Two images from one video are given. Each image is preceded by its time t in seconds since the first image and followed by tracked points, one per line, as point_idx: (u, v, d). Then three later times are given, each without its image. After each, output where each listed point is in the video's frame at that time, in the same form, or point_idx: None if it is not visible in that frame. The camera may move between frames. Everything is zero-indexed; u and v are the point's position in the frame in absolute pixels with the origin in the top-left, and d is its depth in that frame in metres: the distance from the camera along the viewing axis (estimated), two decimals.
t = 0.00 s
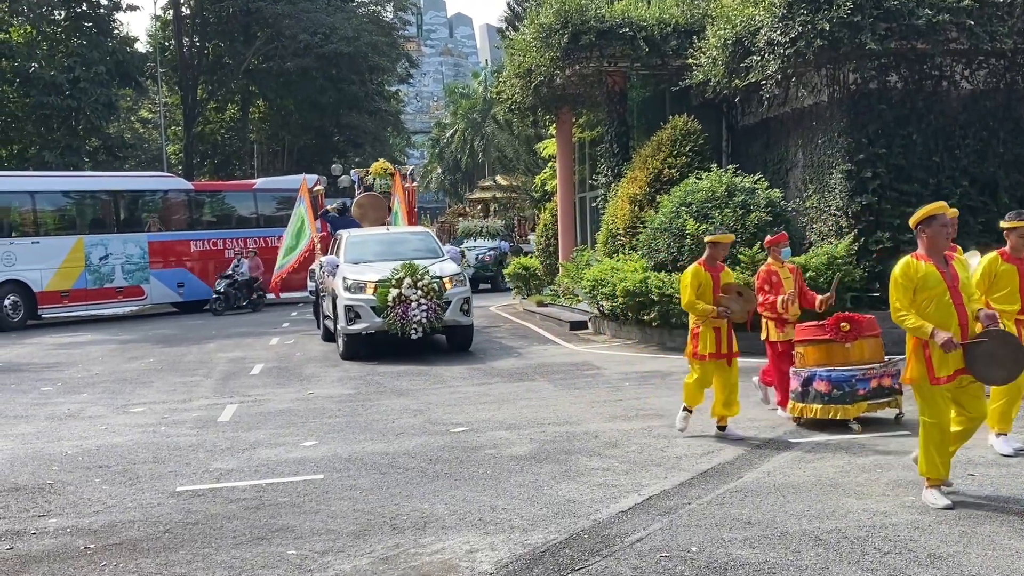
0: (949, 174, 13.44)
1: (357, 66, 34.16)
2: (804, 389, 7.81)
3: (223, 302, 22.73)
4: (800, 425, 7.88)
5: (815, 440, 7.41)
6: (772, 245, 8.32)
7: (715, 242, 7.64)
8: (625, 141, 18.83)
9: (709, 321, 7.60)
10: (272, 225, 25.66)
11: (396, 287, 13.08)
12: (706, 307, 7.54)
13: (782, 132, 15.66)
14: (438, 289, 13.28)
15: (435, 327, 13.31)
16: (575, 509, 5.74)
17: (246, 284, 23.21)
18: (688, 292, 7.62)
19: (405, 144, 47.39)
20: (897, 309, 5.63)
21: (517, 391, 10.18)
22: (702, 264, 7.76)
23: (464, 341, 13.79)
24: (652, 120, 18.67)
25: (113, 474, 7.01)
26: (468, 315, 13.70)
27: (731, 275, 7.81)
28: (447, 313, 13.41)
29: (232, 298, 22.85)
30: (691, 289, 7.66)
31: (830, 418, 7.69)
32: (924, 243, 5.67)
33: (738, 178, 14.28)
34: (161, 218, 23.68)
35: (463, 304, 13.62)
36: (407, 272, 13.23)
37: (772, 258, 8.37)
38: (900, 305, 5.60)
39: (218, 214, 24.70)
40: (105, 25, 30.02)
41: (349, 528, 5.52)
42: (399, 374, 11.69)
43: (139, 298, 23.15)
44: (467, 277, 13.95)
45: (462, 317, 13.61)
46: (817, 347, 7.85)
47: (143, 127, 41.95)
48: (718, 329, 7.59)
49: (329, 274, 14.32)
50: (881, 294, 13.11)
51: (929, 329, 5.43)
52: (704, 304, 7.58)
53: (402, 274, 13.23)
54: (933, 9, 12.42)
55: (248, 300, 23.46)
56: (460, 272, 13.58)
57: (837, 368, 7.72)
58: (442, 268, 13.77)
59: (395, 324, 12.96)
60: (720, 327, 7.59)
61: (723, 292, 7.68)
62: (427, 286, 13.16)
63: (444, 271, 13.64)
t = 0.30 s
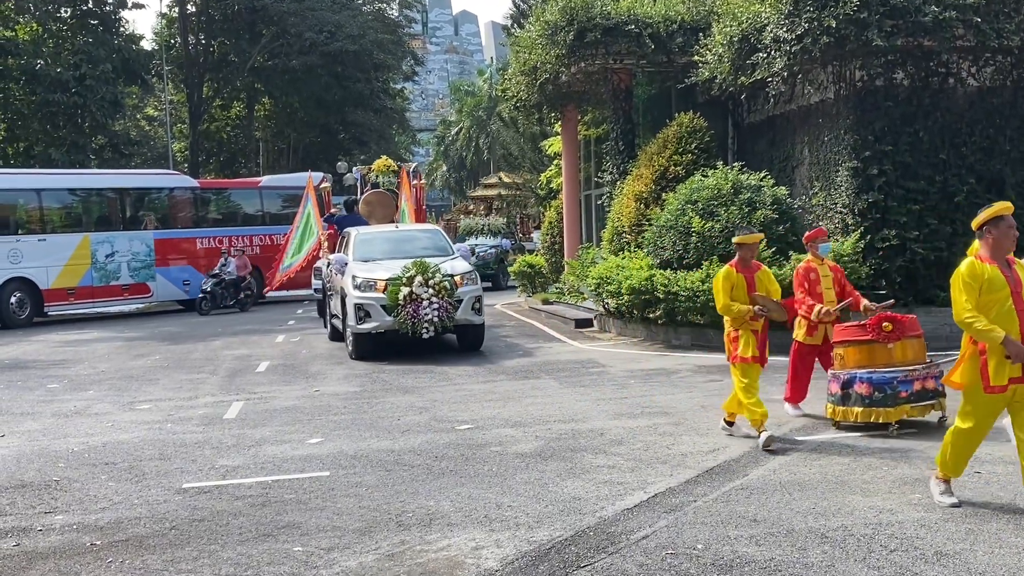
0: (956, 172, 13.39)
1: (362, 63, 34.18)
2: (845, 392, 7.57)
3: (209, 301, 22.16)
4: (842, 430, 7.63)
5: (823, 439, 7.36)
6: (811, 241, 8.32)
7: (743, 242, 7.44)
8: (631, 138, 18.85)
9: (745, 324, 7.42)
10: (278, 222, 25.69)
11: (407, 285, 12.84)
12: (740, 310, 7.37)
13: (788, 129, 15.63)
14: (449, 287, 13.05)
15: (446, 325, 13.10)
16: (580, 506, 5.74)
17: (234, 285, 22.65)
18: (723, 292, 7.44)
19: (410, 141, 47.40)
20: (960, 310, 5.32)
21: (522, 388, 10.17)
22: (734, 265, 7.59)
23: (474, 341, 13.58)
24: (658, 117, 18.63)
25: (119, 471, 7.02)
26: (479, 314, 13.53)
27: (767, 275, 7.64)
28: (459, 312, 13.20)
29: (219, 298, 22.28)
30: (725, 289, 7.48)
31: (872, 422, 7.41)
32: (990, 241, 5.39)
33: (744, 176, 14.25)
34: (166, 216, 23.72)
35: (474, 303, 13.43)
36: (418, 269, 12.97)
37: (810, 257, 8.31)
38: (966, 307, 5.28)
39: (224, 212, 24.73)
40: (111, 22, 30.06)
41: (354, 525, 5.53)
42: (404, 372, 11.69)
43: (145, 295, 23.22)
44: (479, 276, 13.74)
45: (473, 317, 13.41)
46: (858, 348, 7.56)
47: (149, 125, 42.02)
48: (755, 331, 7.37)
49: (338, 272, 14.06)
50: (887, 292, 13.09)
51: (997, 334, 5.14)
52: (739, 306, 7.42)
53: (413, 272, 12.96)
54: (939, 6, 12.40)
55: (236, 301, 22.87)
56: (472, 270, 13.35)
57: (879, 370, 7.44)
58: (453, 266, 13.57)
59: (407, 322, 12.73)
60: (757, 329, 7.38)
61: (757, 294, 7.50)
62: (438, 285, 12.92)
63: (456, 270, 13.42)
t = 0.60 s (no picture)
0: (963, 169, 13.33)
1: (367, 61, 34.16)
2: (882, 394, 7.29)
3: (197, 301, 21.75)
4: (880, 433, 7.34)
5: (835, 437, 7.29)
6: (853, 234, 7.94)
7: (779, 234, 7.00)
8: (637, 136, 18.77)
9: (784, 322, 7.04)
10: (284, 220, 25.72)
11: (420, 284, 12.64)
12: (780, 308, 6.98)
13: (794, 126, 15.59)
14: (463, 286, 12.83)
15: (459, 325, 12.85)
16: (586, 504, 5.74)
17: (221, 284, 22.25)
18: (760, 290, 7.01)
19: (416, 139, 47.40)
20: None
21: (527, 387, 10.15)
22: (770, 260, 7.16)
23: (487, 341, 13.31)
24: (664, 114, 18.65)
25: (125, 468, 7.04)
26: (492, 314, 13.25)
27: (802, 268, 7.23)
28: (472, 312, 12.94)
29: (206, 297, 21.88)
30: (762, 287, 7.04)
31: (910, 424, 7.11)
32: None
33: (750, 173, 14.24)
34: (172, 213, 23.77)
35: (487, 303, 13.16)
36: (430, 268, 12.75)
37: (853, 250, 7.98)
38: None
39: (230, 210, 24.75)
40: (117, 20, 30.09)
41: (360, 522, 5.53)
42: (409, 369, 11.69)
43: (152, 293, 23.28)
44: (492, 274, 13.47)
45: (486, 316, 13.15)
46: (897, 348, 7.31)
47: (155, 122, 42.11)
48: (792, 328, 7.04)
49: (347, 270, 13.73)
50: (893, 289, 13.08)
51: None
52: (778, 304, 7.00)
53: (425, 270, 12.78)
54: (946, 3, 12.35)
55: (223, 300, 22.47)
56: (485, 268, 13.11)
57: (917, 371, 7.17)
58: (465, 264, 13.32)
59: (419, 322, 12.53)
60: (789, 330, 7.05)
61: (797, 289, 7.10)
62: (451, 283, 12.70)
63: (469, 268, 13.19)
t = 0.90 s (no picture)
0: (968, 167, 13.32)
1: (372, 59, 34.20)
2: (924, 398, 7.02)
3: (184, 301, 21.38)
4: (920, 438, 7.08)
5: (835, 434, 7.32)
6: (889, 237, 7.82)
7: (825, 232, 6.65)
8: (642, 133, 18.92)
9: (826, 324, 6.67)
10: (289, 218, 25.76)
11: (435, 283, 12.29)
12: (824, 310, 6.60)
13: (799, 124, 15.56)
14: (477, 284, 12.49)
15: (474, 325, 12.51)
16: (591, 501, 5.74)
17: (208, 283, 21.94)
18: (807, 291, 6.62)
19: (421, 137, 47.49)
20: None
21: (532, 385, 10.15)
22: (817, 260, 6.78)
23: (502, 340, 13.01)
24: (668, 113, 18.49)
25: (131, 466, 7.05)
26: (508, 312, 12.89)
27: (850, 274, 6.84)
28: (487, 311, 12.59)
29: (193, 297, 21.52)
30: (810, 288, 6.66)
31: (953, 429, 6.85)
32: None
33: (755, 171, 14.23)
34: (178, 212, 23.81)
35: (503, 301, 12.79)
36: (444, 266, 12.42)
37: (891, 253, 7.88)
38: None
39: (235, 208, 24.78)
40: (122, 19, 30.14)
41: (365, 520, 5.54)
42: (415, 368, 11.70)
43: (158, 291, 23.30)
44: (506, 272, 13.13)
45: (501, 314, 12.79)
46: (939, 350, 7.10)
47: (160, 121, 42.20)
48: (834, 332, 6.66)
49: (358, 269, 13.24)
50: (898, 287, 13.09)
51: None
52: (821, 306, 6.63)
53: (440, 268, 12.40)
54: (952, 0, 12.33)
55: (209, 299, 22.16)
56: (499, 266, 12.75)
57: (962, 374, 6.90)
58: (479, 262, 12.99)
59: (433, 322, 12.18)
60: (842, 331, 6.67)
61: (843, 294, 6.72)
62: (466, 282, 12.36)
63: (483, 266, 12.84)
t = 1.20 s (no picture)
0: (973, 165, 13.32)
1: (376, 58, 34.22)
2: (973, 403, 6.71)
3: (172, 302, 21.05)
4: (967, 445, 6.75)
5: (839, 432, 7.32)
6: (926, 230, 7.38)
7: (864, 225, 6.38)
8: (646, 132, 18.90)
9: (871, 321, 6.37)
10: (293, 217, 25.79)
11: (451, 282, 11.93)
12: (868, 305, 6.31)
13: (804, 123, 15.54)
14: (494, 283, 12.11)
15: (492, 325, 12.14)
16: (596, 500, 5.75)
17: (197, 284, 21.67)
18: (844, 289, 6.37)
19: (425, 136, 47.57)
20: None
21: (537, 383, 10.15)
22: (857, 255, 6.52)
23: (519, 341, 12.64)
24: (673, 112, 18.50)
25: (137, 465, 7.07)
26: (525, 312, 12.52)
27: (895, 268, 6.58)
28: (504, 311, 12.23)
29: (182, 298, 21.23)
30: (847, 285, 6.40)
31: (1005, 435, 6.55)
32: None
33: (760, 169, 14.23)
34: (183, 211, 23.84)
35: (520, 300, 12.43)
36: (461, 264, 12.05)
37: (928, 248, 7.45)
38: None
39: (240, 207, 24.81)
40: (127, 18, 30.20)
41: (370, 519, 5.55)
42: (419, 366, 11.70)
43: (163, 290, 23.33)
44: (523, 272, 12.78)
45: (518, 315, 12.42)
46: (988, 353, 6.79)
47: (165, 120, 42.29)
48: (879, 329, 6.34)
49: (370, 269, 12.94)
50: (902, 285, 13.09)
51: None
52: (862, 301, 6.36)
53: (457, 267, 12.04)
54: None
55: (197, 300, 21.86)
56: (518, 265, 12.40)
57: (1014, 378, 6.61)
58: (495, 261, 12.66)
59: (450, 322, 11.82)
60: (884, 327, 6.34)
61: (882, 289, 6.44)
62: (483, 281, 11.99)
63: (499, 264, 12.51)
